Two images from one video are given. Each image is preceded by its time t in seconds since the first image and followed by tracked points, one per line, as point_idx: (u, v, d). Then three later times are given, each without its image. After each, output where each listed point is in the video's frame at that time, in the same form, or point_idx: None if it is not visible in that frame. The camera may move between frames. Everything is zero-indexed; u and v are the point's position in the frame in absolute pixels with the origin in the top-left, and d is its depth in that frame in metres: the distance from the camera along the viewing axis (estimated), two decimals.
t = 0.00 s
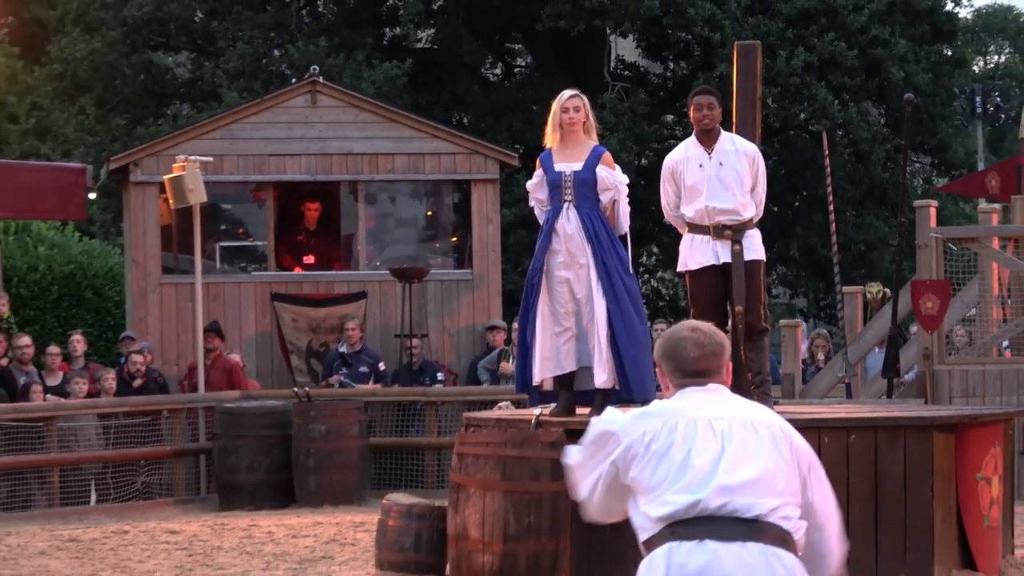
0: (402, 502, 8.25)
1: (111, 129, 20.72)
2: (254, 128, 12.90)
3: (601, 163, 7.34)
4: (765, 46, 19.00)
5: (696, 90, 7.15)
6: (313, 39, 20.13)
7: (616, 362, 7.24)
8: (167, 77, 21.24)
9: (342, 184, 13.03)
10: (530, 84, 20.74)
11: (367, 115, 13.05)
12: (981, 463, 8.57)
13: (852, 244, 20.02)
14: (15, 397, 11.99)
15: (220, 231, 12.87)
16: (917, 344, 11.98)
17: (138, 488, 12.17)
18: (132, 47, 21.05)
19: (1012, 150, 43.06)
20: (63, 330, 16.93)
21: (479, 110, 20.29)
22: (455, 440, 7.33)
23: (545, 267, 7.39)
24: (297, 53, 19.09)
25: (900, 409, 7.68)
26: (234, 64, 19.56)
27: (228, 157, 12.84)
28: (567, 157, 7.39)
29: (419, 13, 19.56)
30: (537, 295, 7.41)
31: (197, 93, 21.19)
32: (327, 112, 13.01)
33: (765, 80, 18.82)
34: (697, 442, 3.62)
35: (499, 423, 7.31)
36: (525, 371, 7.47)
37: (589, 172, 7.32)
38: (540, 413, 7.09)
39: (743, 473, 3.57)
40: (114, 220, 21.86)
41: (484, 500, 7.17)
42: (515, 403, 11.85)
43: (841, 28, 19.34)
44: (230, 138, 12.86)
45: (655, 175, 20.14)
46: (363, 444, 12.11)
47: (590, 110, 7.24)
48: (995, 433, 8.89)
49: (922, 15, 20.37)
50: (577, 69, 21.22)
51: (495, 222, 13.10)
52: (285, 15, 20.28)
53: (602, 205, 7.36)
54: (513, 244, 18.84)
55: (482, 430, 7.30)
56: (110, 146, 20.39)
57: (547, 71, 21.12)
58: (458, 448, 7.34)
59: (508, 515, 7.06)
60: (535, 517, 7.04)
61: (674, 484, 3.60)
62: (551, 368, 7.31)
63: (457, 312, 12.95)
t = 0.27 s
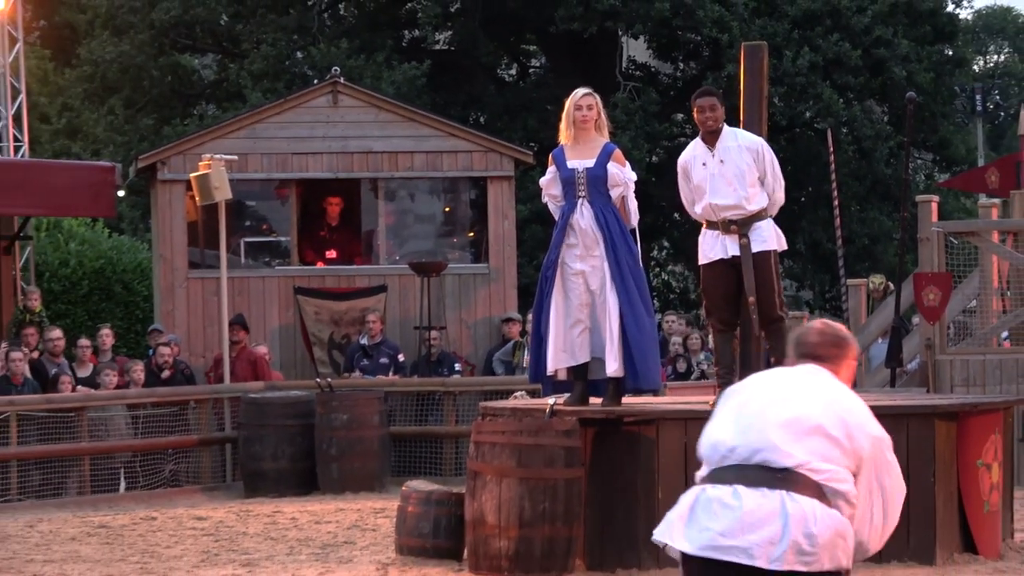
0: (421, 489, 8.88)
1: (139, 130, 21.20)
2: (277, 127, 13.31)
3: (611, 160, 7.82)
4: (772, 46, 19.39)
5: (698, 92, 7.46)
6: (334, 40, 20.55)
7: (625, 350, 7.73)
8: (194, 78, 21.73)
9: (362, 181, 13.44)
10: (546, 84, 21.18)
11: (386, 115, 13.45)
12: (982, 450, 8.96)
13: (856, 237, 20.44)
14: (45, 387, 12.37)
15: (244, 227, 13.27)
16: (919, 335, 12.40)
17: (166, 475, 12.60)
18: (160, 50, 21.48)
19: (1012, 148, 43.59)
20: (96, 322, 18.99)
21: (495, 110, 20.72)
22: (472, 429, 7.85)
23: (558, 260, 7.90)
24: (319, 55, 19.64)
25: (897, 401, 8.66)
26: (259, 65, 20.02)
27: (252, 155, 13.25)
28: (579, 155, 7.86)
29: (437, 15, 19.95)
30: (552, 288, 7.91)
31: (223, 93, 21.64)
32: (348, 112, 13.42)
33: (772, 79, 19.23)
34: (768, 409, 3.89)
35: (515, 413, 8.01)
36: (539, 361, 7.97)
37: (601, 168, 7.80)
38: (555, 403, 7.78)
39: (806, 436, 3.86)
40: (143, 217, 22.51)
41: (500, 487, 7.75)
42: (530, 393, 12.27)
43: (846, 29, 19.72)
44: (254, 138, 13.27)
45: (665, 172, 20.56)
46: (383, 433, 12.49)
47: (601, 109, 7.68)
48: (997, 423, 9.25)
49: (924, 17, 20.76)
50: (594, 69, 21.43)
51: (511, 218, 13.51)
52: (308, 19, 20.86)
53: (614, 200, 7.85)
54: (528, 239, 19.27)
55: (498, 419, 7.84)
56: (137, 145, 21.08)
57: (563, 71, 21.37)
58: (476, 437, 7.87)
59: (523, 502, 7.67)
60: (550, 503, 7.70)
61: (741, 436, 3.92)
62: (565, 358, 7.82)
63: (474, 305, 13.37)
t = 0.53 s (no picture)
0: (435, 482, 9.10)
1: (157, 129, 21.52)
2: (292, 125, 13.52)
3: (626, 157, 7.93)
4: (779, 45, 19.59)
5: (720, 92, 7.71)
6: (349, 40, 20.79)
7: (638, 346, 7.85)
8: (210, 78, 22.12)
9: (376, 177, 13.67)
10: (556, 82, 21.42)
11: (399, 112, 13.66)
12: (986, 443, 9.16)
13: (862, 233, 20.65)
14: (64, 380, 12.52)
15: (261, 223, 13.51)
16: (924, 329, 12.64)
17: (183, 468, 12.75)
18: (177, 49, 21.77)
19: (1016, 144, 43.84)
20: (112, 317, 19.40)
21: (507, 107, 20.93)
22: (484, 423, 8.17)
23: (575, 256, 8.07)
24: (333, 54, 19.79)
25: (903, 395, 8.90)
26: (274, 64, 20.28)
27: (268, 153, 13.47)
28: (594, 154, 7.99)
29: (449, 15, 20.18)
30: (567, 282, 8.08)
31: (239, 92, 21.94)
32: (362, 110, 13.62)
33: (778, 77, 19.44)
34: (802, 373, 4.59)
35: (525, 406, 8.23)
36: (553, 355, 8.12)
37: (616, 166, 7.94)
38: (564, 397, 8.04)
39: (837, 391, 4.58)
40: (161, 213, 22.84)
41: (511, 479, 8.02)
42: (540, 386, 12.50)
43: (852, 27, 19.89)
44: (270, 135, 13.48)
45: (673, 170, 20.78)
46: (396, 426, 12.70)
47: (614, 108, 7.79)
48: (1002, 413, 9.39)
49: (928, 15, 20.96)
50: (603, 67, 21.58)
51: (523, 214, 13.74)
52: (322, 18, 21.02)
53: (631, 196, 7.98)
54: (539, 234, 19.51)
55: (508, 413, 8.14)
56: (155, 143, 21.45)
57: (573, 69, 21.60)
58: (488, 430, 8.16)
59: (534, 492, 7.93)
60: (560, 494, 7.93)
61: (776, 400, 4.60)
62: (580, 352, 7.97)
63: (486, 299, 13.60)
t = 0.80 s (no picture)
0: (444, 477, 9.17)
1: (168, 124, 21.57)
2: (302, 121, 13.56)
3: (658, 160, 8.00)
4: (788, 40, 19.59)
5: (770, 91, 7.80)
6: (359, 36, 20.82)
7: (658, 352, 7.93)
8: (222, 74, 22.13)
9: (386, 173, 13.71)
10: (566, 78, 21.24)
11: (410, 108, 13.70)
12: (996, 437, 9.21)
13: (871, 228, 20.67)
14: (76, 376, 12.57)
15: (271, 218, 13.54)
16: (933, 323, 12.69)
17: (194, 463, 12.85)
18: (188, 45, 21.72)
19: None
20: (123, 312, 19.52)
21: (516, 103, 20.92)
22: (494, 417, 8.16)
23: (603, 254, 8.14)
24: (343, 50, 19.81)
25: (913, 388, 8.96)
26: (284, 60, 20.41)
27: (278, 149, 13.51)
28: (627, 155, 8.08)
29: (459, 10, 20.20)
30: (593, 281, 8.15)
31: (250, 88, 22.02)
32: (372, 106, 13.67)
33: (787, 72, 19.42)
34: (824, 352, 4.65)
35: (535, 400, 8.19)
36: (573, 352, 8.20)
37: (647, 168, 8.01)
38: (575, 391, 8.02)
39: (866, 359, 4.64)
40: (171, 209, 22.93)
41: (522, 473, 8.03)
42: (550, 380, 12.51)
43: (860, 23, 19.93)
44: (280, 131, 13.53)
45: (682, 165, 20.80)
46: (407, 421, 12.74)
47: (646, 111, 7.89)
48: (1011, 406, 9.43)
49: (937, 10, 21.01)
50: (612, 62, 21.57)
51: (532, 209, 13.80)
52: (333, 14, 20.97)
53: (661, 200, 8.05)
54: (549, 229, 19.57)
55: (519, 406, 8.13)
56: (166, 138, 21.49)
57: (583, 65, 21.51)
58: (498, 424, 8.17)
59: (545, 486, 7.97)
60: (570, 488, 7.98)
61: (799, 368, 4.67)
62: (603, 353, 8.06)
63: (496, 294, 13.66)
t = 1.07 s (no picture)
0: (447, 473, 9.16)
1: (171, 120, 21.54)
2: (306, 117, 13.58)
3: (683, 150, 7.92)
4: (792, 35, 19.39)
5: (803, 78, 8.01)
6: (362, 32, 20.77)
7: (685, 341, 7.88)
8: (224, 69, 22.20)
9: (389, 168, 13.72)
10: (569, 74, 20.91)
11: (413, 104, 13.72)
12: (998, 432, 9.23)
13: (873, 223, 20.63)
14: (78, 373, 12.54)
15: (274, 214, 13.55)
16: (935, 318, 12.74)
17: (198, 459, 12.79)
18: (190, 41, 22.00)
19: None
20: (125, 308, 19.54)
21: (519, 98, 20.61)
22: (496, 413, 8.23)
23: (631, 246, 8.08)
24: (347, 46, 19.78)
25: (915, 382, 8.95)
26: (286, 56, 20.44)
27: (281, 145, 13.52)
28: (654, 146, 8.02)
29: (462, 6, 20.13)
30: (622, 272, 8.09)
31: (252, 84, 22.01)
32: (376, 102, 13.68)
33: (791, 67, 19.30)
34: (836, 350, 4.93)
35: (539, 396, 8.27)
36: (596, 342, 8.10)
37: (673, 160, 7.94)
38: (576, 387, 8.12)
39: (876, 350, 4.93)
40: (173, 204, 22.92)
41: (525, 468, 8.10)
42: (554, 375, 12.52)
43: (864, 17, 19.76)
44: (283, 127, 13.54)
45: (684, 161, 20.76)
46: (410, 417, 12.74)
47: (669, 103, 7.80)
48: (1012, 401, 9.44)
49: (940, 4, 21.21)
50: (614, 59, 21.52)
51: (534, 205, 13.77)
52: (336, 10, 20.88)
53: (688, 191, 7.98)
54: (551, 225, 19.55)
55: (520, 402, 8.21)
56: (170, 134, 21.36)
57: (584, 57, 21.35)
58: (501, 420, 8.24)
59: (547, 482, 8.04)
60: (573, 484, 8.05)
61: (816, 362, 4.94)
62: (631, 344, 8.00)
63: (499, 289, 13.63)
